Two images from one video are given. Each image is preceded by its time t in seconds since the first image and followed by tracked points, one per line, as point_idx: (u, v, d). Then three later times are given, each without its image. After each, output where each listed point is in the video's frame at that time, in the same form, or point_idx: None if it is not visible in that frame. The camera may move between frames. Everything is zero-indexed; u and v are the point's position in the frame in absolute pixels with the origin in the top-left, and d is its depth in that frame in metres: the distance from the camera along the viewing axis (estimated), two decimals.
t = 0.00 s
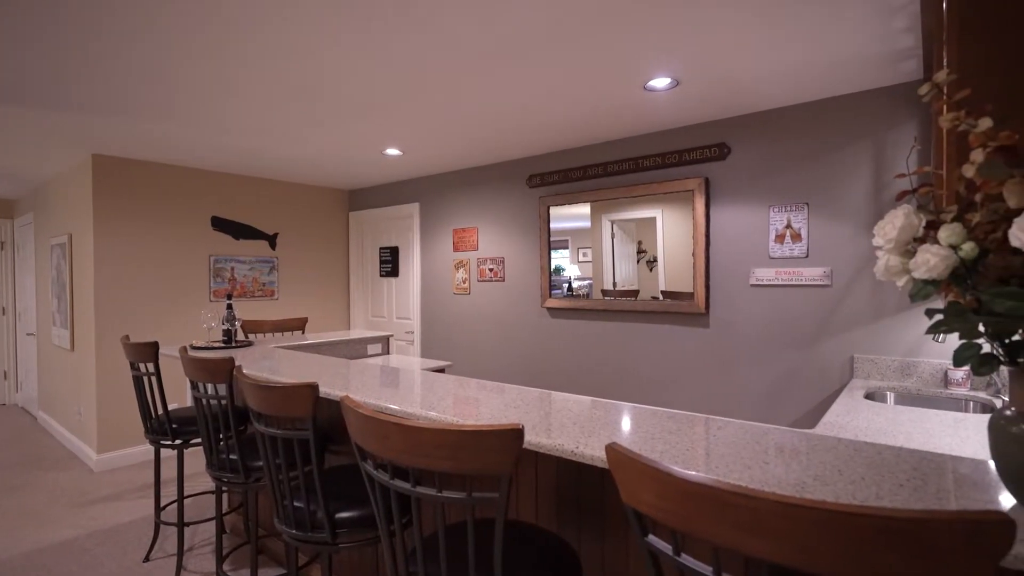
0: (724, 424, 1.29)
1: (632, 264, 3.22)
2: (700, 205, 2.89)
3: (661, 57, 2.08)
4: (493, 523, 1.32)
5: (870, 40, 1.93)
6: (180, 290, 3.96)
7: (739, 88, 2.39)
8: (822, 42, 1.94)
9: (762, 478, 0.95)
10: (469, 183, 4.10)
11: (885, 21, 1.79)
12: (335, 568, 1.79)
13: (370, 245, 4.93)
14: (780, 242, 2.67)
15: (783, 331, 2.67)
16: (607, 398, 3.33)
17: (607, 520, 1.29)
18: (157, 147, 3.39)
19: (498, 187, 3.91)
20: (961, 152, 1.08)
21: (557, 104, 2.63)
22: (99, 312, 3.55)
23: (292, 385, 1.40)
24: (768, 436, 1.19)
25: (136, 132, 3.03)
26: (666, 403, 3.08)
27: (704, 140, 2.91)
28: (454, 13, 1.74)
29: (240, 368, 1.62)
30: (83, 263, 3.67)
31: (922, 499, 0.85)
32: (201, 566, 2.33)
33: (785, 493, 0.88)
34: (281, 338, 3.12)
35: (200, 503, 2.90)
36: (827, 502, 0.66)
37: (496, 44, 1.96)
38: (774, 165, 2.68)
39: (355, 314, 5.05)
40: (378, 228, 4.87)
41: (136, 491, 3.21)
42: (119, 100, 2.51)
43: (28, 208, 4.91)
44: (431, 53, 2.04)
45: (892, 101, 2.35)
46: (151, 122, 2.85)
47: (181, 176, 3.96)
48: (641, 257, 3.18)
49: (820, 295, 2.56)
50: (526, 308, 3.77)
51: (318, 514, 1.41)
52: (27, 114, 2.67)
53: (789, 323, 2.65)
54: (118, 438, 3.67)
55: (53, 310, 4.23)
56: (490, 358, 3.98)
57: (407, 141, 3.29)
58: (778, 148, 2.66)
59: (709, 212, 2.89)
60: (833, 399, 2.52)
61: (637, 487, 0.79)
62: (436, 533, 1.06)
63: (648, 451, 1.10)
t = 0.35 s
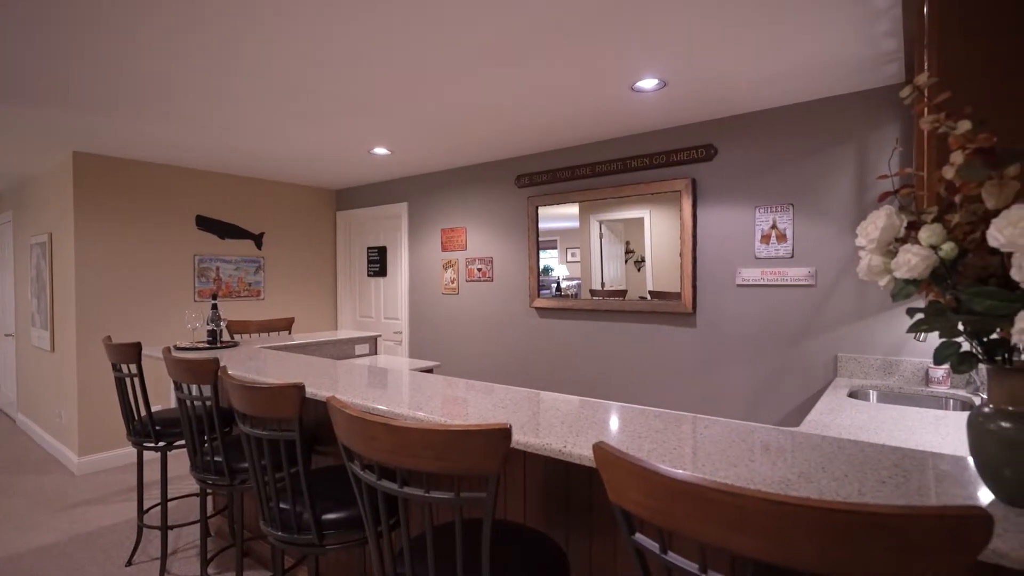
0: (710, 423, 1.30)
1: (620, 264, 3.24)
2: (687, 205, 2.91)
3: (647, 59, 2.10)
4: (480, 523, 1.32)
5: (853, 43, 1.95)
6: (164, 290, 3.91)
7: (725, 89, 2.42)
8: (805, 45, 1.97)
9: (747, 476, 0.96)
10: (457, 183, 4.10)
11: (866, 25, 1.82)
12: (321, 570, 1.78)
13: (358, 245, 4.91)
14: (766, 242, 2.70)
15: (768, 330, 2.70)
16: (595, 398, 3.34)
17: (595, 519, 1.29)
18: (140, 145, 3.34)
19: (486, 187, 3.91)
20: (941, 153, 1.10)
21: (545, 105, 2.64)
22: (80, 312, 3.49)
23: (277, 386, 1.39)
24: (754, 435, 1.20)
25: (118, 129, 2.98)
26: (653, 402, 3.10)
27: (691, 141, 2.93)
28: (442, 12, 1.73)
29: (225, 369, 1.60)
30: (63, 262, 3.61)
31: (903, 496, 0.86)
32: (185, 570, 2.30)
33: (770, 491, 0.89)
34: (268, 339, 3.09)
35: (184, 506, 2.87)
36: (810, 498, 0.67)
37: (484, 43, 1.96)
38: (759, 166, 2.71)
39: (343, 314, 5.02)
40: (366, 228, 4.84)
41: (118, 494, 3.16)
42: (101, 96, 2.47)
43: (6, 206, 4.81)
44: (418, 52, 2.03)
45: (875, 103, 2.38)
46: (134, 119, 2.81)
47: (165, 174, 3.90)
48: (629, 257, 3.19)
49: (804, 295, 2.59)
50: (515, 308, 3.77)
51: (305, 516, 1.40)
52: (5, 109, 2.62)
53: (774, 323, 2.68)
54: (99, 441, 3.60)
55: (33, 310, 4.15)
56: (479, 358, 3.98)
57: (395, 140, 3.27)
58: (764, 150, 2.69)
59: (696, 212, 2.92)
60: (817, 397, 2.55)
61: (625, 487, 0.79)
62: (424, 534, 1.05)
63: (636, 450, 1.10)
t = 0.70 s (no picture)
0: (699, 421, 1.30)
1: (609, 264, 3.25)
2: (676, 205, 2.93)
3: (636, 60, 2.11)
4: (470, 523, 1.32)
5: (837, 46, 1.98)
6: (149, 290, 3.86)
7: (713, 91, 2.44)
8: (792, 47, 1.99)
9: (735, 474, 0.97)
10: (446, 182, 4.09)
11: (851, 28, 1.84)
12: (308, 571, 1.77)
13: (346, 245, 4.88)
14: (753, 242, 2.73)
15: (755, 329, 2.72)
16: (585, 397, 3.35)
17: (584, 517, 1.29)
18: (123, 143, 3.29)
19: (475, 186, 3.91)
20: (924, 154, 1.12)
21: (535, 105, 2.64)
22: (62, 313, 3.43)
23: (264, 386, 1.37)
24: (741, 433, 1.21)
25: (100, 127, 2.93)
26: (642, 401, 3.11)
27: (679, 142, 2.95)
28: (431, 11, 1.73)
29: (210, 369, 1.58)
30: (45, 262, 3.54)
31: (888, 491, 0.88)
32: (169, 573, 2.27)
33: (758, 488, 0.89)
34: (255, 339, 3.06)
35: (169, 509, 2.83)
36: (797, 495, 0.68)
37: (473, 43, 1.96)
38: (747, 167, 2.74)
39: (331, 314, 4.98)
40: (354, 227, 4.82)
41: (100, 498, 3.10)
42: (83, 93, 2.43)
43: None
44: (407, 52, 2.02)
45: (859, 106, 2.42)
46: (117, 117, 2.76)
47: (149, 173, 3.85)
48: (618, 257, 3.20)
49: (791, 295, 2.61)
50: (504, 308, 3.77)
51: (292, 518, 1.39)
52: None
53: (761, 322, 2.70)
54: (82, 443, 3.54)
55: (12, 310, 4.07)
56: (468, 358, 3.97)
57: (384, 139, 3.26)
58: (751, 150, 2.72)
59: (684, 213, 2.94)
60: (803, 396, 2.58)
61: (616, 485, 0.79)
62: (413, 534, 1.04)
63: (625, 449, 1.11)
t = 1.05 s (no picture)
0: (686, 420, 1.31)
1: (598, 264, 3.26)
2: (664, 206, 2.95)
3: (624, 61, 2.12)
4: (458, 523, 1.32)
5: (822, 49, 2.01)
6: (132, 290, 3.80)
7: (700, 92, 2.46)
8: (778, 49, 2.01)
9: (722, 472, 0.97)
10: (435, 182, 4.07)
11: (836, 31, 1.87)
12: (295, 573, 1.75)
13: (334, 244, 4.85)
14: (740, 243, 2.75)
15: (743, 329, 2.74)
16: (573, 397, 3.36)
17: (573, 517, 1.30)
18: (106, 140, 3.24)
19: (464, 186, 3.90)
20: (905, 154, 1.14)
21: (523, 105, 2.64)
22: (42, 313, 3.37)
23: (250, 387, 1.36)
24: (728, 431, 1.22)
25: (82, 124, 2.89)
26: (630, 401, 3.13)
27: (667, 143, 2.97)
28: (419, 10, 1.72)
29: (195, 370, 1.56)
30: (25, 261, 3.48)
31: (872, 488, 0.89)
32: None
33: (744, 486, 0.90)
34: (241, 339, 3.03)
35: (153, 513, 2.79)
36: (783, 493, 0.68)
37: (462, 42, 1.95)
38: (734, 167, 2.76)
39: (319, 315, 4.95)
40: (342, 227, 4.79)
41: (82, 501, 3.05)
42: (65, 89, 2.39)
43: None
44: (395, 50, 2.02)
45: (844, 108, 2.45)
46: (100, 114, 2.72)
47: (133, 171, 3.80)
48: (607, 257, 3.21)
49: (777, 295, 2.64)
50: (493, 308, 3.77)
51: (279, 520, 1.37)
52: None
53: (749, 322, 2.73)
54: (63, 446, 3.49)
55: None
56: (457, 358, 3.96)
57: (372, 138, 3.24)
58: (738, 152, 2.74)
59: (672, 213, 2.95)
60: (789, 394, 2.61)
61: (604, 484, 0.80)
62: (401, 536, 1.04)
63: (613, 448, 1.11)
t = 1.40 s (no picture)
0: (674, 419, 1.32)
1: (587, 264, 3.27)
2: (653, 206, 2.97)
3: (613, 62, 2.13)
4: (447, 524, 1.31)
5: (808, 52, 2.03)
6: (116, 290, 3.75)
7: (689, 94, 2.48)
8: (765, 52, 2.04)
9: (710, 471, 0.98)
10: (424, 182, 4.06)
11: (821, 34, 1.89)
12: None
13: (322, 244, 4.82)
14: (727, 243, 2.78)
15: (730, 329, 2.77)
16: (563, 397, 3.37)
17: (562, 517, 1.30)
18: (89, 138, 3.19)
19: (454, 186, 3.89)
20: (889, 156, 1.16)
21: (513, 105, 2.64)
22: (23, 314, 3.31)
23: (237, 388, 1.35)
24: (715, 430, 1.23)
25: (65, 121, 2.84)
26: (619, 400, 3.14)
27: (656, 144, 2.99)
28: (409, 9, 1.72)
29: (180, 371, 1.54)
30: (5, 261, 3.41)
31: (856, 486, 0.90)
32: None
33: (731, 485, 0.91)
34: (227, 340, 2.99)
35: (137, 516, 2.75)
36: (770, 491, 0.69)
37: (451, 43, 1.95)
38: (721, 168, 2.78)
39: (306, 315, 4.91)
40: (330, 227, 4.76)
41: (64, 505, 3.00)
42: (46, 86, 2.35)
43: None
44: (385, 50, 2.01)
45: (829, 111, 2.49)
46: (83, 111, 2.68)
47: (117, 170, 3.74)
48: (596, 257, 3.22)
49: (764, 295, 2.67)
50: (482, 308, 3.77)
51: (266, 522, 1.36)
52: None
53: (736, 322, 2.75)
54: (44, 449, 3.42)
55: None
56: (446, 359, 3.95)
57: (361, 138, 3.22)
58: (725, 153, 2.77)
59: (661, 213, 2.97)
60: (775, 393, 2.64)
61: (592, 483, 0.80)
62: (389, 537, 1.03)
63: (602, 447, 1.12)
